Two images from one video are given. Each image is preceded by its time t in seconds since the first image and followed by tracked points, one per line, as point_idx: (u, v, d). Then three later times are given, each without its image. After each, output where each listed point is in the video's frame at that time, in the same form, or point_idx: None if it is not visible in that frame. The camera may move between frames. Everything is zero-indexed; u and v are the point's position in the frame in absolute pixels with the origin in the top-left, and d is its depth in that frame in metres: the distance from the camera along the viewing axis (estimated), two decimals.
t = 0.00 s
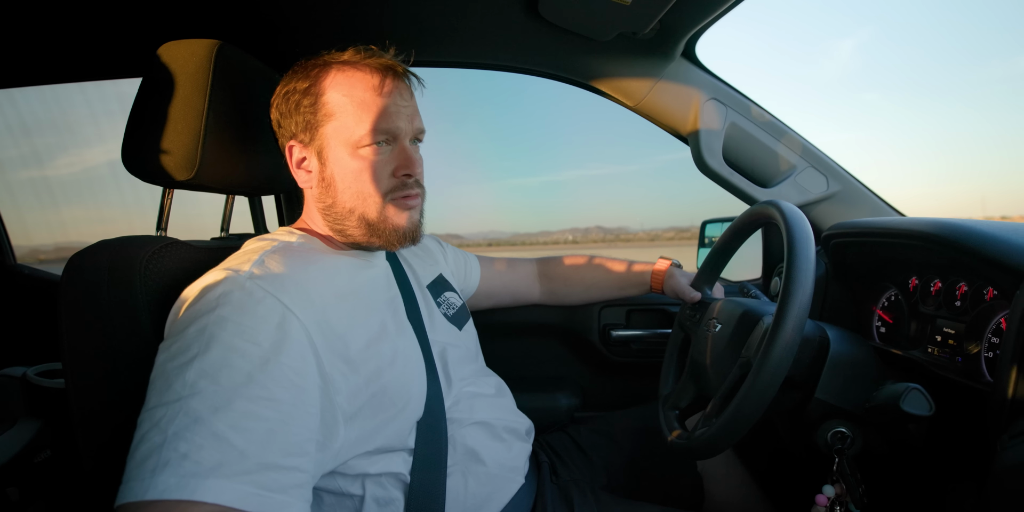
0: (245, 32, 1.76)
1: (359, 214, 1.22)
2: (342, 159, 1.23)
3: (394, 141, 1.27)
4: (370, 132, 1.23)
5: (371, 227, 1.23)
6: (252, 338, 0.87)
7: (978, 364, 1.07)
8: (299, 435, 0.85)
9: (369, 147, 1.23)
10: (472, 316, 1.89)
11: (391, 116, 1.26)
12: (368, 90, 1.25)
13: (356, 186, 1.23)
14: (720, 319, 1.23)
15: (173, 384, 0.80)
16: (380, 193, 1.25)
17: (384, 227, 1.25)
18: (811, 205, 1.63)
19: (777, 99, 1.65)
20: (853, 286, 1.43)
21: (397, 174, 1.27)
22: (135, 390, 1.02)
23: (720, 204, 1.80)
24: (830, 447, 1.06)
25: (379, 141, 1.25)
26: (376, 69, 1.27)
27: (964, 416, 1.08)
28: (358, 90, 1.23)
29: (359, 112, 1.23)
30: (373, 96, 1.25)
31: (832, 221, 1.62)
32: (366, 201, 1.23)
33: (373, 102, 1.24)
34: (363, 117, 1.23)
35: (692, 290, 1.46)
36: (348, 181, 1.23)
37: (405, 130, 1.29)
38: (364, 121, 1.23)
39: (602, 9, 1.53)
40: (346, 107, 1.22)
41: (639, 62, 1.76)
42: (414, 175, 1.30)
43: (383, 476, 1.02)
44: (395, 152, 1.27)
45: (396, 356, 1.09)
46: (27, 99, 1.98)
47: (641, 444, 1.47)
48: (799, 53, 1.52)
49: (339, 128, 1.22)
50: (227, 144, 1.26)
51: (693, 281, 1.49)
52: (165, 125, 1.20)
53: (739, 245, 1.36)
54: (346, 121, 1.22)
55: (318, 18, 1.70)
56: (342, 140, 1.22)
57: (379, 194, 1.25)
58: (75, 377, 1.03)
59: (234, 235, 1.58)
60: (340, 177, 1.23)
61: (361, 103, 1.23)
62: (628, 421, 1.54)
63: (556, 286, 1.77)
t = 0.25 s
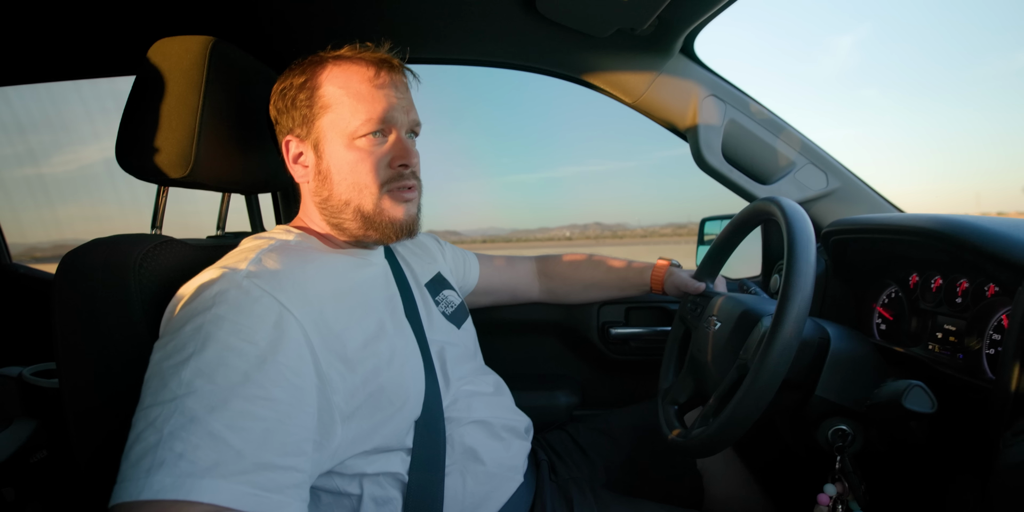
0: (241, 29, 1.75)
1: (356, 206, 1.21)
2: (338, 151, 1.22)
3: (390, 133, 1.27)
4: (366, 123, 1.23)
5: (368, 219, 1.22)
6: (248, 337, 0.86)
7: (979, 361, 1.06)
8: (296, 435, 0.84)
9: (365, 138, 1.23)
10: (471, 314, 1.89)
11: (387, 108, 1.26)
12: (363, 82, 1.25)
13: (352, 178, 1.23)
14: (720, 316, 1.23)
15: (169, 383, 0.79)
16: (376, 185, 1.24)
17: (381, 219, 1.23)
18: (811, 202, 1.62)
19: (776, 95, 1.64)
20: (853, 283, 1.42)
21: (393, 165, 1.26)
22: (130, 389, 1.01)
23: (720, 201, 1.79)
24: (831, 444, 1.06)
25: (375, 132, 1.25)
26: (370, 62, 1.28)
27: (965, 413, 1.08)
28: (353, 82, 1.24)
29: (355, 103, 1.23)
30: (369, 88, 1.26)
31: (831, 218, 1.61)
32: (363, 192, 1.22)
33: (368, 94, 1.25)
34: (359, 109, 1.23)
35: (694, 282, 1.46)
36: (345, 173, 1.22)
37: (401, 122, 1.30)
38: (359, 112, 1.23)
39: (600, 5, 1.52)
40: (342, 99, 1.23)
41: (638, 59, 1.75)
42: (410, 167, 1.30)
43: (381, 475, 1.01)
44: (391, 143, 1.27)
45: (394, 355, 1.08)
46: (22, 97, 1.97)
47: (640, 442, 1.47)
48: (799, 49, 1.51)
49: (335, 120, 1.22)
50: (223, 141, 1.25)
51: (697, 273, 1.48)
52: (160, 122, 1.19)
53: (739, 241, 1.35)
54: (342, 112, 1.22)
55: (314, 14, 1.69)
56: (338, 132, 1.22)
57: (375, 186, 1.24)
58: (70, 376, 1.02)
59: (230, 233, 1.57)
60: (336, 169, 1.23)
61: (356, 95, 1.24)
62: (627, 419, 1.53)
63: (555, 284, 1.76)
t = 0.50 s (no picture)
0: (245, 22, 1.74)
1: (360, 195, 1.21)
2: (342, 141, 1.23)
3: (395, 122, 1.27)
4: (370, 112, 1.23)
5: (373, 208, 1.22)
6: (253, 330, 0.85)
7: (989, 356, 1.05)
8: (302, 428, 0.83)
9: (370, 128, 1.23)
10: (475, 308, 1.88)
11: (392, 97, 1.26)
12: (367, 71, 1.25)
13: (357, 167, 1.23)
14: (727, 311, 1.22)
15: (174, 377, 0.79)
16: (381, 174, 1.24)
17: (386, 208, 1.23)
18: (818, 196, 1.60)
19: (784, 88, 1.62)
20: (861, 277, 1.41)
21: (398, 153, 1.26)
22: (135, 383, 1.01)
23: (726, 195, 1.78)
24: (839, 440, 1.06)
25: (380, 122, 1.25)
26: (374, 51, 1.28)
27: (975, 408, 1.07)
28: (357, 71, 1.24)
29: (360, 93, 1.23)
30: (373, 78, 1.26)
31: (839, 212, 1.59)
32: (368, 181, 1.22)
33: (372, 83, 1.25)
34: (363, 98, 1.23)
35: (700, 276, 1.44)
36: (349, 162, 1.23)
37: (406, 111, 1.30)
38: (363, 102, 1.23)
39: None
40: (346, 89, 1.23)
41: (644, 51, 1.73)
42: (415, 156, 1.29)
43: (387, 469, 1.01)
44: (396, 132, 1.27)
45: (400, 349, 1.07)
46: (26, 90, 1.96)
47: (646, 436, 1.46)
48: (808, 40, 1.50)
49: (339, 110, 1.22)
50: (227, 134, 1.24)
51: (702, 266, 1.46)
52: (164, 115, 1.18)
53: (745, 234, 1.34)
54: (346, 102, 1.22)
55: (318, 6, 1.68)
56: (343, 122, 1.22)
57: (380, 175, 1.24)
58: (75, 370, 1.02)
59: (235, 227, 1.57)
60: (341, 159, 1.23)
61: (360, 84, 1.24)
62: (632, 413, 1.53)
63: (560, 278, 1.76)
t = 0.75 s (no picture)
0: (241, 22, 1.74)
1: (368, 193, 1.23)
2: (349, 139, 1.23)
3: (400, 121, 1.29)
4: (377, 111, 1.24)
5: (380, 206, 1.24)
6: (250, 331, 0.86)
7: (979, 356, 1.06)
8: (297, 427, 0.84)
9: (376, 126, 1.24)
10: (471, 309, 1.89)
11: (396, 96, 1.28)
12: (372, 71, 1.26)
13: (364, 166, 1.24)
14: (720, 311, 1.23)
15: (171, 376, 0.79)
16: (388, 172, 1.26)
17: (393, 205, 1.25)
18: (811, 197, 1.62)
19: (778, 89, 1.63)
20: (854, 277, 1.42)
21: (404, 152, 1.28)
22: (131, 383, 1.01)
23: (721, 196, 1.79)
24: (831, 439, 1.07)
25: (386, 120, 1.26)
26: (378, 51, 1.29)
27: (965, 408, 1.08)
28: (362, 71, 1.25)
29: (366, 92, 1.24)
30: (377, 77, 1.27)
31: (832, 213, 1.61)
32: (375, 180, 1.24)
33: (377, 83, 1.26)
34: (368, 97, 1.24)
35: (692, 280, 1.45)
36: (357, 161, 1.24)
37: (409, 110, 1.31)
38: (370, 101, 1.24)
39: None
40: (352, 88, 1.24)
41: (639, 52, 1.74)
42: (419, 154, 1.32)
43: (382, 469, 1.02)
44: (402, 131, 1.28)
45: (395, 350, 1.08)
46: (21, 90, 1.96)
47: (641, 436, 1.47)
48: (801, 43, 1.50)
49: (346, 108, 1.23)
50: (222, 135, 1.24)
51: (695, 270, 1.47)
52: (159, 116, 1.19)
53: (739, 235, 1.35)
54: (352, 101, 1.23)
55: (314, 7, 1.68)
56: (349, 121, 1.23)
57: (387, 173, 1.26)
58: (71, 370, 1.02)
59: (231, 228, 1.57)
60: (347, 157, 1.24)
61: (366, 84, 1.25)
62: (627, 414, 1.53)
63: (555, 277, 1.77)
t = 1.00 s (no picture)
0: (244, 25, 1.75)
1: (391, 195, 1.24)
2: (373, 141, 1.24)
3: (421, 126, 1.31)
4: (402, 115, 1.26)
5: (401, 207, 1.25)
6: (252, 332, 0.86)
7: (982, 357, 1.06)
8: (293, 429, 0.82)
9: (400, 130, 1.26)
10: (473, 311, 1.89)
11: (419, 101, 1.30)
12: (396, 76, 1.28)
13: (387, 167, 1.25)
14: (723, 312, 1.23)
15: (172, 376, 0.79)
16: (410, 174, 1.27)
17: (414, 207, 1.27)
18: (813, 199, 1.62)
19: (778, 91, 1.63)
20: (856, 278, 1.42)
21: (425, 156, 1.30)
22: (136, 385, 1.02)
23: (722, 198, 1.79)
24: (834, 440, 1.06)
25: (408, 124, 1.28)
26: (402, 57, 1.31)
27: (968, 408, 1.08)
28: (387, 75, 1.27)
29: (391, 97, 1.26)
30: (401, 82, 1.29)
31: (834, 214, 1.61)
32: (398, 182, 1.25)
33: (402, 88, 1.28)
34: (394, 101, 1.26)
35: (692, 284, 1.46)
36: (380, 162, 1.24)
37: (429, 116, 1.34)
38: (395, 105, 1.26)
39: None
40: (378, 91, 1.25)
41: (641, 54, 1.74)
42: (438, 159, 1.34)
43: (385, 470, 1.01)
44: (423, 136, 1.31)
45: (400, 354, 1.07)
46: (25, 93, 1.97)
47: (644, 437, 1.47)
48: (802, 45, 1.51)
49: (372, 110, 1.24)
50: (226, 137, 1.25)
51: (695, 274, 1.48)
52: (164, 118, 1.19)
53: (740, 238, 1.35)
54: (378, 104, 1.24)
55: (317, 10, 1.69)
56: (374, 123, 1.24)
57: (409, 176, 1.27)
58: (76, 372, 1.03)
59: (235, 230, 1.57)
60: (370, 159, 1.24)
61: (391, 88, 1.26)
62: (630, 416, 1.53)
63: (557, 277, 1.78)
